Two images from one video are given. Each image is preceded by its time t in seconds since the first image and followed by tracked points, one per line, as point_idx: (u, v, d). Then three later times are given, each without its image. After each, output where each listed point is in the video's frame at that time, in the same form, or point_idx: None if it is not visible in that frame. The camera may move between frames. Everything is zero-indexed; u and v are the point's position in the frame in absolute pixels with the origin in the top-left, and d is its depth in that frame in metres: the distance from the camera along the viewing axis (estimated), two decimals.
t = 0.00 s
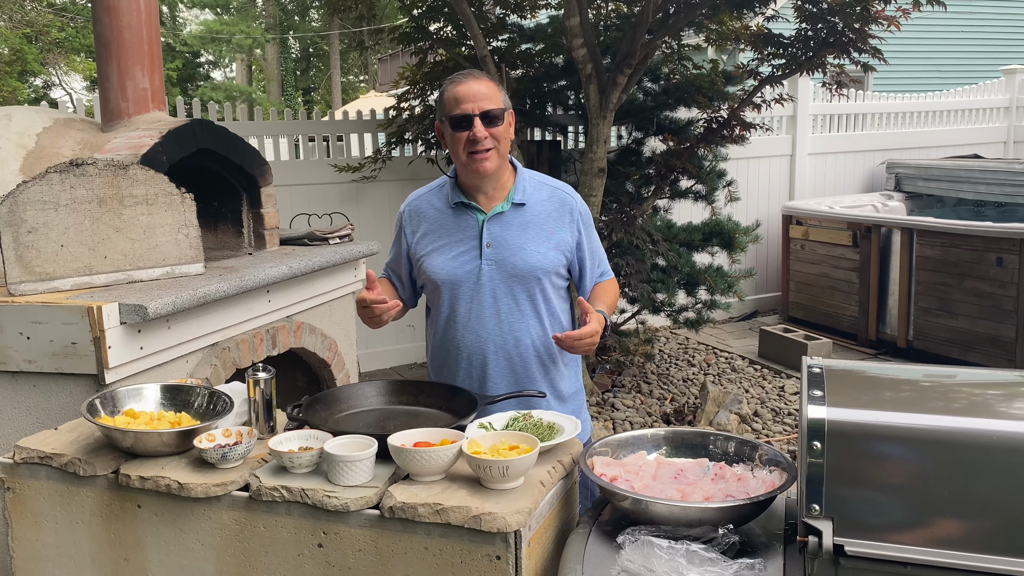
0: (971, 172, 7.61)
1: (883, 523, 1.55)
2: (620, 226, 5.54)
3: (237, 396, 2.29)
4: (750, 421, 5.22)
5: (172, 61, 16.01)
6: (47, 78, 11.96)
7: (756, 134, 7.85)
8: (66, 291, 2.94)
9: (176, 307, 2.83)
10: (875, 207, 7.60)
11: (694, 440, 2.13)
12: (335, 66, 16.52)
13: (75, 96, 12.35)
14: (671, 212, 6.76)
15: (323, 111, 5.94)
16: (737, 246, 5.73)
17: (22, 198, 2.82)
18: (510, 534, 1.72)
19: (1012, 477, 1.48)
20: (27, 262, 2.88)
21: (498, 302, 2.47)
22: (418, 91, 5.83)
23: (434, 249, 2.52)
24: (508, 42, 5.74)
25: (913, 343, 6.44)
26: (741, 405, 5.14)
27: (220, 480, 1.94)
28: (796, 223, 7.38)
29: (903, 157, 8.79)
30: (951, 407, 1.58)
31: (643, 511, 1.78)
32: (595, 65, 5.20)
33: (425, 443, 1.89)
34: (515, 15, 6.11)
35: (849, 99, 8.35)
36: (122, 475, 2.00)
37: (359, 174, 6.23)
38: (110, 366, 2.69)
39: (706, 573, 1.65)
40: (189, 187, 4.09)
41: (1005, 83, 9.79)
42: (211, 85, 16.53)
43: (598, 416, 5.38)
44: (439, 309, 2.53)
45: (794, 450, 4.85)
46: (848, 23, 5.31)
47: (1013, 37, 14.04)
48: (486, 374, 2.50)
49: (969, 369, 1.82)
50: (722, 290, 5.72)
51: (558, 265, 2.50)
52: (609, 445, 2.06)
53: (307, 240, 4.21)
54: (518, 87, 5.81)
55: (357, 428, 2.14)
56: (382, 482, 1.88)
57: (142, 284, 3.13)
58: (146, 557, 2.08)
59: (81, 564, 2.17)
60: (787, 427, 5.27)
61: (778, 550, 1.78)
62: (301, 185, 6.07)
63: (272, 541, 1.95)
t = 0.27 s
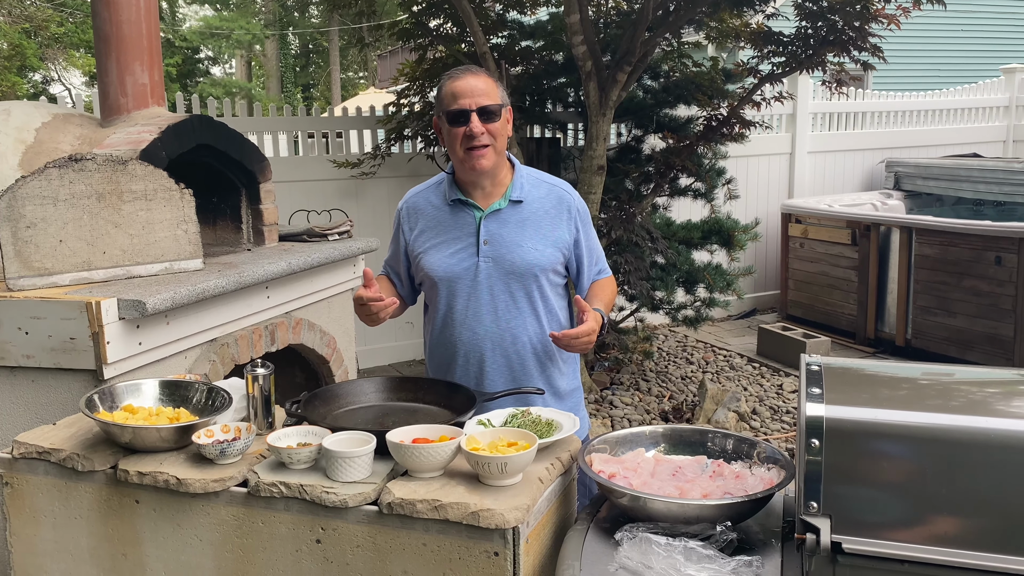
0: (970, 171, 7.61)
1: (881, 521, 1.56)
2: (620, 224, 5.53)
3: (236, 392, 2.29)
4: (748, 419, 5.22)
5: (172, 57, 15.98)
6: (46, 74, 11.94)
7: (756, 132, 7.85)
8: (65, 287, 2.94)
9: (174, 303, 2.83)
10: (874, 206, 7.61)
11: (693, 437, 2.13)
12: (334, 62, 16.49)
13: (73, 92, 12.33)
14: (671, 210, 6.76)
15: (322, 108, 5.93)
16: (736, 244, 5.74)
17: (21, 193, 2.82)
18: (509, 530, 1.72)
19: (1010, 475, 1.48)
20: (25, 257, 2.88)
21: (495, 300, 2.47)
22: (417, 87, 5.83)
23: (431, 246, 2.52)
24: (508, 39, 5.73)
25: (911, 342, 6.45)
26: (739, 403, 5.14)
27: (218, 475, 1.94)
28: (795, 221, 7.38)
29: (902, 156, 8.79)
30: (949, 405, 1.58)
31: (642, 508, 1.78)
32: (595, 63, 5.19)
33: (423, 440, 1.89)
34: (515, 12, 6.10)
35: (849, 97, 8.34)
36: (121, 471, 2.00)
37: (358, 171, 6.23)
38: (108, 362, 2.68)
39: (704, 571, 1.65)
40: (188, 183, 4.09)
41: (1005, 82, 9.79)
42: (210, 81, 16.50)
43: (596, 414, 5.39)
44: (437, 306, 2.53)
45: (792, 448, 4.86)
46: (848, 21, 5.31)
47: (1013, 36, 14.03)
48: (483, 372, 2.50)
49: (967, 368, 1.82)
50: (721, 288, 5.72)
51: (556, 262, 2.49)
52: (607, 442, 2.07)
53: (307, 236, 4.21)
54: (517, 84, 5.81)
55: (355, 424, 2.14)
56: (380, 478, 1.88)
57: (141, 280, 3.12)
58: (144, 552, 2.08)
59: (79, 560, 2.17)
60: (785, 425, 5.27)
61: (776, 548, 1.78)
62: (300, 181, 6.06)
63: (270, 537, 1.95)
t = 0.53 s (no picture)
0: (970, 169, 7.62)
1: (879, 518, 1.56)
2: (620, 220, 5.51)
3: (235, 387, 2.29)
4: (747, 416, 5.23)
5: (171, 51, 15.94)
6: (45, 68, 11.92)
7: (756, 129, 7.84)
8: (65, 281, 2.94)
9: (174, 298, 2.83)
10: (873, 204, 7.61)
11: (692, 434, 2.13)
12: (334, 57, 16.45)
13: (72, 86, 12.29)
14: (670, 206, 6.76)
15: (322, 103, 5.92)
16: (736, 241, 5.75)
17: (20, 187, 2.81)
18: (508, 526, 1.73)
19: (1008, 472, 1.48)
20: (25, 251, 2.88)
21: (494, 296, 2.47)
22: (417, 83, 5.82)
23: (431, 242, 2.53)
24: (508, 35, 5.73)
25: (910, 340, 6.46)
26: (738, 400, 5.15)
27: (218, 470, 1.94)
28: (794, 219, 7.38)
29: (902, 154, 8.80)
30: (947, 403, 1.58)
31: (641, 505, 1.78)
32: (595, 59, 5.19)
33: (423, 435, 1.89)
34: (515, 8, 6.09)
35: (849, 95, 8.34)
36: (120, 465, 2.00)
37: (357, 166, 6.22)
38: (108, 356, 2.68)
39: (702, 567, 1.65)
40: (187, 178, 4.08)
41: (1005, 80, 9.78)
42: (209, 76, 16.47)
43: (595, 410, 5.39)
44: (436, 303, 2.54)
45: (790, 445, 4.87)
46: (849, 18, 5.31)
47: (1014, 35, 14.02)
48: (481, 368, 2.51)
49: (965, 365, 1.83)
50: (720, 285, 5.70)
51: (554, 259, 2.49)
52: (606, 439, 2.07)
53: (306, 232, 4.21)
54: (517, 80, 5.80)
55: (355, 420, 2.15)
56: (380, 474, 1.88)
57: (140, 275, 3.12)
58: (144, 546, 2.09)
59: (79, 554, 2.17)
60: (783, 422, 5.28)
61: (774, 544, 1.79)
62: (300, 177, 6.06)
63: (270, 532, 1.95)
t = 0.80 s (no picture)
0: (969, 166, 7.62)
1: (878, 514, 1.57)
2: (619, 216, 5.48)
3: (235, 380, 2.29)
4: (745, 412, 5.24)
5: (170, 45, 15.91)
6: (43, 61, 11.89)
7: (755, 125, 7.84)
8: (64, 274, 2.94)
9: (174, 292, 2.83)
10: (873, 201, 7.62)
11: (691, 430, 2.13)
12: (333, 52, 16.41)
13: (71, 79, 12.24)
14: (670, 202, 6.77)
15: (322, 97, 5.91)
16: (735, 237, 5.75)
17: (20, 180, 2.81)
18: (507, 521, 1.73)
19: (1006, 469, 1.49)
20: (25, 245, 2.87)
21: (495, 288, 2.47)
22: (417, 78, 5.82)
23: (431, 235, 2.53)
24: (509, 30, 5.72)
25: (908, 337, 6.47)
26: (736, 397, 5.16)
27: (218, 464, 1.94)
28: (793, 215, 7.39)
29: (901, 151, 8.80)
30: (945, 400, 1.58)
31: (641, 500, 1.78)
32: (596, 55, 5.18)
33: (423, 430, 1.89)
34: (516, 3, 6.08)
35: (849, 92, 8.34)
36: (120, 458, 2.00)
37: (356, 161, 6.21)
38: (107, 350, 2.68)
39: (702, 563, 1.66)
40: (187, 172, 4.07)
41: (1005, 78, 9.78)
42: (208, 70, 16.45)
43: (593, 406, 5.40)
44: (436, 295, 2.54)
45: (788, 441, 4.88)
46: (849, 16, 5.31)
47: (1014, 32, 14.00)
48: (481, 360, 2.50)
49: (963, 363, 1.83)
50: (719, 281, 5.73)
51: (555, 252, 2.49)
52: (605, 434, 2.07)
53: (306, 226, 4.20)
54: (517, 75, 5.80)
55: (355, 414, 2.15)
56: (380, 468, 1.89)
57: (140, 268, 3.12)
58: (143, 540, 2.09)
59: (78, 547, 2.17)
60: (781, 419, 5.29)
61: (773, 540, 1.80)
62: (299, 171, 6.05)
63: (269, 526, 1.95)
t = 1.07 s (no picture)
0: (970, 163, 7.61)
1: (880, 510, 1.56)
2: (620, 211, 5.50)
3: (236, 373, 2.29)
4: (745, 408, 5.24)
5: (170, 37, 15.86)
6: (42, 53, 11.85)
7: (756, 121, 7.83)
8: (64, 267, 2.93)
9: (174, 284, 2.82)
10: (873, 197, 7.62)
11: (693, 425, 2.13)
12: (333, 45, 16.36)
13: (70, 71, 12.19)
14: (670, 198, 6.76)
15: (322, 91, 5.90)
16: (736, 233, 5.75)
17: (20, 172, 2.80)
18: (509, 515, 1.73)
19: (1009, 465, 1.48)
20: (24, 236, 2.86)
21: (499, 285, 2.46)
22: (418, 71, 5.80)
23: (434, 231, 2.51)
24: (510, 24, 5.70)
25: (907, 333, 6.47)
26: (736, 392, 5.15)
27: (219, 457, 1.93)
28: (794, 211, 7.39)
29: (902, 147, 8.79)
30: (947, 395, 1.58)
31: (642, 495, 1.78)
32: (597, 49, 5.17)
33: (425, 424, 1.89)
34: None
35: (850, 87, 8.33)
36: (120, 451, 1.99)
37: (356, 154, 6.19)
38: (108, 342, 2.67)
39: (704, 558, 1.66)
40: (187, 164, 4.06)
41: (1006, 74, 9.77)
42: (207, 63, 16.41)
43: (593, 401, 5.40)
44: (440, 291, 2.53)
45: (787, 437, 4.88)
46: (852, 11, 5.30)
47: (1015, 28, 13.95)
48: (485, 356, 2.50)
49: (965, 359, 1.83)
50: (719, 277, 5.72)
51: (558, 248, 2.50)
52: (607, 429, 2.07)
53: (306, 220, 4.19)
54: (518, 69, 5.78)
55: (356, 408, 2.14)
56: (381, 462, 1.88)
57: (140, 261, 3.11)
58: (143, 533, 2.08)
59: (78, 539, 2.17)
60: (781, 414, 5.29)
61: (775, 535, 1.79)
62: (300, 164, 6.04)
63: (270, 519, 1.95)
